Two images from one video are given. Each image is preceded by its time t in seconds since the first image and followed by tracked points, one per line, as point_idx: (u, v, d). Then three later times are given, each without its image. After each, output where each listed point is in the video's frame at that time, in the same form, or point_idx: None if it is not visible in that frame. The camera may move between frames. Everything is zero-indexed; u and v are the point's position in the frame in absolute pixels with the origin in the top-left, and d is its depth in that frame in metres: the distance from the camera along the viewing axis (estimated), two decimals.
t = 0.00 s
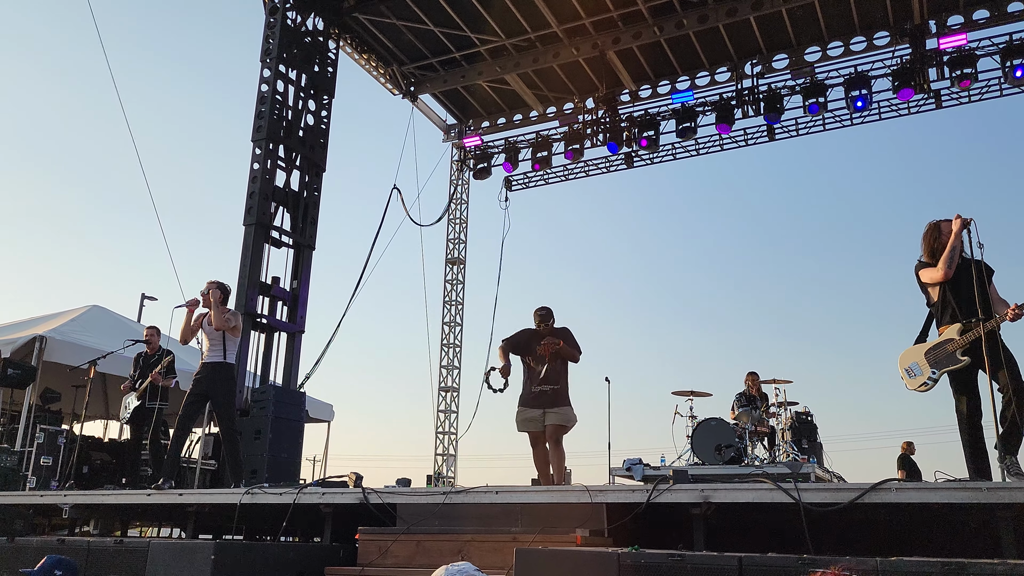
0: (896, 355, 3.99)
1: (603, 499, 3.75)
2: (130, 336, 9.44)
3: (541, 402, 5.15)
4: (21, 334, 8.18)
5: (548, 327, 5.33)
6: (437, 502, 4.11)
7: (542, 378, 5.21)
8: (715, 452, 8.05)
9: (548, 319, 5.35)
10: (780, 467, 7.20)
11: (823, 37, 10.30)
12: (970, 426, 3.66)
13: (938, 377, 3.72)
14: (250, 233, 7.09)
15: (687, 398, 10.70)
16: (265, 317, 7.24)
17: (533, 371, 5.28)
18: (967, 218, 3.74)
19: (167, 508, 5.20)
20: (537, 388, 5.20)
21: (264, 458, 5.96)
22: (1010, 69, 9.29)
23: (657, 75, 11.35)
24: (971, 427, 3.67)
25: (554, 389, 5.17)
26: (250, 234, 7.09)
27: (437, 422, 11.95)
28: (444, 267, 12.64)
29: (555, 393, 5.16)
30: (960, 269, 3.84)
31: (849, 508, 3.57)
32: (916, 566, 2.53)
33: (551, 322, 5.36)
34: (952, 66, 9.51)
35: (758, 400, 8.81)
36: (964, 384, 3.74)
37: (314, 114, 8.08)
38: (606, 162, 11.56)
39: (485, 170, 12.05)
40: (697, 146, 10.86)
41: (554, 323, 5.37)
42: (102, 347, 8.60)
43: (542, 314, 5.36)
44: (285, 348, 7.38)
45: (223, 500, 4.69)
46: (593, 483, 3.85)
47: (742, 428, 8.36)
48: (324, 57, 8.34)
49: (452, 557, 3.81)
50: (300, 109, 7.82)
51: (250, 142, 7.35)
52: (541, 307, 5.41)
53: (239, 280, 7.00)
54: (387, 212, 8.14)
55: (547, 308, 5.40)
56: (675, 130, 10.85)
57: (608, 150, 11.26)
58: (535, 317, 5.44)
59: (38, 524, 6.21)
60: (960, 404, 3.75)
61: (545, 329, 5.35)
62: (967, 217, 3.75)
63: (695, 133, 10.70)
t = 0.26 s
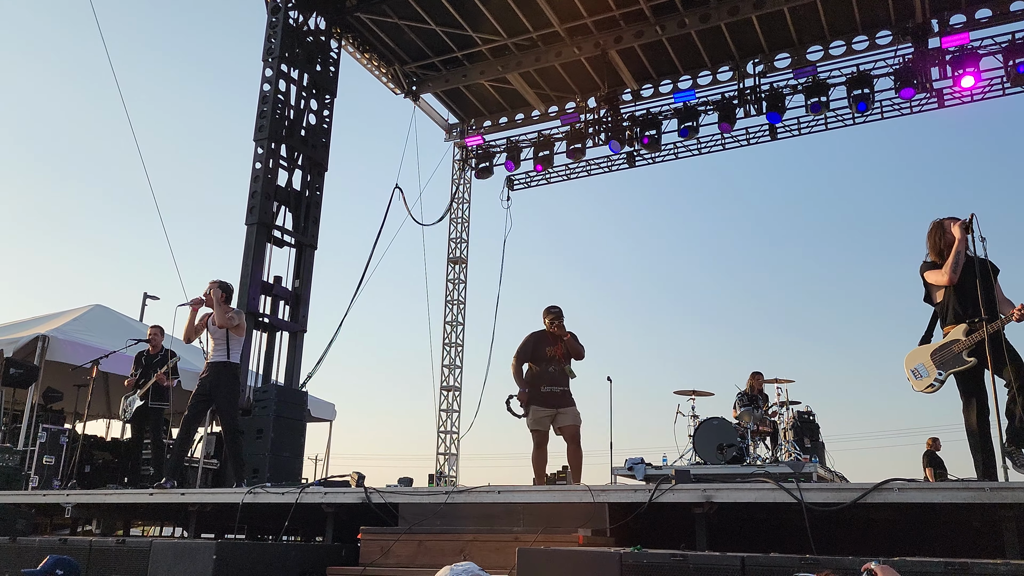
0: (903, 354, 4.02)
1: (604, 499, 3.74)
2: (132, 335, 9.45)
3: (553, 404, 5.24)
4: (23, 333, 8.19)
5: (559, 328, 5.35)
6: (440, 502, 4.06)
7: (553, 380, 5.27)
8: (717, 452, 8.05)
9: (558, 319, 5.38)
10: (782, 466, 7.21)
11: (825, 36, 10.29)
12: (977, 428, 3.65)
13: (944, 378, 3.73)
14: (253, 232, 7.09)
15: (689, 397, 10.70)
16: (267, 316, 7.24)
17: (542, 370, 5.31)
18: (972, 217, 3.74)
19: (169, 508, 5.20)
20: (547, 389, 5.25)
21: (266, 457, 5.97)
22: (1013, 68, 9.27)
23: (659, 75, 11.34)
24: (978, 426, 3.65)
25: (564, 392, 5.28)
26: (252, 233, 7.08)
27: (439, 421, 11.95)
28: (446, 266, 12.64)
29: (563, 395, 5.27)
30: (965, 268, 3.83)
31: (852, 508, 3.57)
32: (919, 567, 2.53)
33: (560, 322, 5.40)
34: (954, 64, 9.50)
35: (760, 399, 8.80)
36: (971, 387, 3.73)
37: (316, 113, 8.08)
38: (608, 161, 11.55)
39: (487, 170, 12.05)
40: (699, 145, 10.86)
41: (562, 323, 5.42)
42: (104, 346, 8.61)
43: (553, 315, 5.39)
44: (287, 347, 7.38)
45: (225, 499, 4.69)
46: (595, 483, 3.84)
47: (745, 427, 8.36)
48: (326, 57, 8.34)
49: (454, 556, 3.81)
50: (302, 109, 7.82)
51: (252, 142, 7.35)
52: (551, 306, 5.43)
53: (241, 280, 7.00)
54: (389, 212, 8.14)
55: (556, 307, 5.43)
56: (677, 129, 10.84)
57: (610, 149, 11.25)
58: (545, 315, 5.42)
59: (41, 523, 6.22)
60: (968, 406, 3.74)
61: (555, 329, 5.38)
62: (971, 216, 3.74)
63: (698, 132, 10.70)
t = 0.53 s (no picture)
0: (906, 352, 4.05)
1: (605, 498, 3.74)
2: (133, 335, 9.46)
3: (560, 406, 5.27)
4: (25, 333, 8.21)
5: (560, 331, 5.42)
6: (441, 501, 4.05)
7: (560, 383, 5.30)
8: (718, 452, 8.05)
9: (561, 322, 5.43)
10: (783, 466, 7.21)
11: (826, 36, 10.29)
12: (977, 428, 3.67)
13: (944, 379, 3.76)
14: (254, 232, 7.09)
15: (689, 397, 10.70)
16: (268, 316, 7.24)
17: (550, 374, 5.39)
18: (974, 218, 3.71)
19: (170, 507, 5.21)
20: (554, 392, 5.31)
21: (266, 457, 5.97)
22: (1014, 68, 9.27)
23: (659, 75, 11.33)
24: (978, 428, 3.67)
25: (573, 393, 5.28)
26: (253, 233, 7.09)
27: (440, 421, 11.95)
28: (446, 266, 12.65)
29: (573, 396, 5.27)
30: (969, 268, 3.81)
31: (852, 509, 3.57)
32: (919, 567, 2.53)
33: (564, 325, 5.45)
34: (955, 65, 9.50)
35: (761, 399, 8.80)
36: (973, 389, 3.74)
37: (317, 113, 8.08)
38: (609, 161, 11.55)
39: (488, 170, 12.05)
40: (699, 145, 10.87)
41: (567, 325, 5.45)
42: (105, 345, 8.61)
43: (556, 318, 5.44)
44: (288, 347, 7.39)
45: (226, 499, 4.69)
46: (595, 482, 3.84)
47: (745, 427, 8.36)
48: (327, 57, 8.34)
49: (455, 556, 3.81)
50: (303, 108, 7.83)
51: (253, 142, 7.35)
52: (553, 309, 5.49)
53: (242, 279, 7.01)
54: (390, 212, 8.15)
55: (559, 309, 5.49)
56: (678, 129, 10.84)
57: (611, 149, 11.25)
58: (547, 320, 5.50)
59: (42, 523, 6.23)
60: (969, 408, 3.75)
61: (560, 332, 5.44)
62: (974, 217, 3.72)
63: (698, 132, 10.71)
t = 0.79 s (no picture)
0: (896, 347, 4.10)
1: (604, 499, 3.74)
2: (133, 335, 9.46)
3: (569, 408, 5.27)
4: (24, 332, 8.21)
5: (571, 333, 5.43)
6: (440, 502, 4.09)
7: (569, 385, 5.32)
8: (717, 452, 8.05)
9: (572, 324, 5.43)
10: (782, 466, 7.21)
11: (826, 37, 10.29)
12: (975, 427, 3.65)
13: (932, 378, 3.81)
14: (253, 231, 7.09)
15: (689, 398, 10.69)
16: (267, 316, 7.24)
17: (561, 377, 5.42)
18: (975, 219, 3.70)
19: (168, 506, 5.21)
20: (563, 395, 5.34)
21: (265, 457, 5.97)
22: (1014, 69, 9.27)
23: (659, 75, 11.33)
24: (976, 429, 3.65)
25: (582, 395, 5.26)
26: (253, 233, 7.08)
27: (439, 421, 11.95)
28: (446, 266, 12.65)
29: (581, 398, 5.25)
30: (970, 269, 3.80)
31: (852, 509, 3.57)
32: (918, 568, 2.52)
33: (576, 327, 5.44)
34: (955, 66, 9.49)
35: (760, 400, 8.80)
36: (969, 389, 3.74)
37: (317, 113, 8.08)
38: (609, 161, 11.55)
39: (488, 170, 12.03)
40: (699, 146, 10.87)
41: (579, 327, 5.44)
42: (105, 345, 8.61)
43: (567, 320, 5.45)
44: (287, 346, 7.39)
45: (225, 499, 4.68)
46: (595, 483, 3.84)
47: (745, 428, 8.36)
48: (327, 57, 8.34)
49: (454, 556, 3.81)
50: (303, 108, 7.83)
51: (253, 141, 7.34)
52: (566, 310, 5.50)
53: (242, 279, 7.01)
54: (390, 212, 8.15)
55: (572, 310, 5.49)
56: (678, 129, 10.84)
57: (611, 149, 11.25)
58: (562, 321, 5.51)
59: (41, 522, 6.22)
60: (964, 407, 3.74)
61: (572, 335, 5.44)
62: (975, 218, 3.70)
63: (698, 133, 10.71)
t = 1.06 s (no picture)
0: (895, 350, 4.14)
1: (604, 500, 3.75)
2: (132, 334, 9.47)
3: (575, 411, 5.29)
4: (24, 332, 8.22)
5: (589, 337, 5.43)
6: (439, 502, 4.10)
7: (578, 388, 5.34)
8: (716, 453, 8.06)
9: (590, 328, 5.43)
10: (782, 467, 7.21)
11: (826, 38, 10.30)
12: (974, 429, 3.65)
13: (928, 380, 3.84)
14: (253, 232, 7.10)
15: (688, 399, 10.69)
16: (267, 316, 7.25)
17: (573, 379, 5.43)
18: (974, 222, 3.70)
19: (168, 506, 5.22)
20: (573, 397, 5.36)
21: (265, 456, 5.97)
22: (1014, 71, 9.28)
23: (660, 76, 11.34)
24: (976, 430, 3.65)
25: (590, 399, 5.27)
26: (253, 233, 7.09)
27: (439, 422, 11.95)
28: (446, 267, 12.65)
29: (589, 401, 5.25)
30: (969, 272, 3.81)
31: (851, 510, 3.58)
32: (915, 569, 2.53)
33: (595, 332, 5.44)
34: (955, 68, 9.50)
35: (760, 401, 8.81)
36: (967, 389, 3.75)
37: (318, 113, 8.09)
38: (608, 162, 11.55)
39: (488, 171, 12.03)
40: (699, 147, 10.88)
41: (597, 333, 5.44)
42: (104, 344, 8.62)
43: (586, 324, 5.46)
44: (287, 346, 7.40)
45: (225, 498, 4.68)
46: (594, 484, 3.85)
47: (744, 429, 8.37)
48: (327, 57, 8.35)
49: (454, 556, 3.81)
50: (303, 109, 7.83)
51: (253, 141, 7.35)
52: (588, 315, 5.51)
53: (242, 278, 7.01)
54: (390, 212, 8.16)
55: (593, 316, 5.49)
56: (677, 130, 10.85)
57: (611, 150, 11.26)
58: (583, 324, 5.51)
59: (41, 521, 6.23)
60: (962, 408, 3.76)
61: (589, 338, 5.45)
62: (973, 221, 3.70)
63: (698, 134, 10.71)
